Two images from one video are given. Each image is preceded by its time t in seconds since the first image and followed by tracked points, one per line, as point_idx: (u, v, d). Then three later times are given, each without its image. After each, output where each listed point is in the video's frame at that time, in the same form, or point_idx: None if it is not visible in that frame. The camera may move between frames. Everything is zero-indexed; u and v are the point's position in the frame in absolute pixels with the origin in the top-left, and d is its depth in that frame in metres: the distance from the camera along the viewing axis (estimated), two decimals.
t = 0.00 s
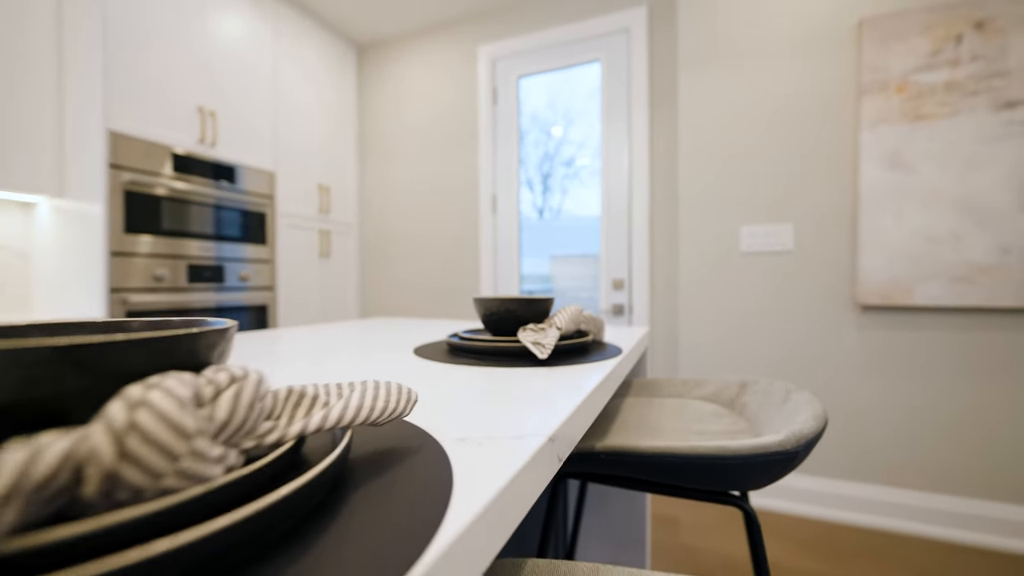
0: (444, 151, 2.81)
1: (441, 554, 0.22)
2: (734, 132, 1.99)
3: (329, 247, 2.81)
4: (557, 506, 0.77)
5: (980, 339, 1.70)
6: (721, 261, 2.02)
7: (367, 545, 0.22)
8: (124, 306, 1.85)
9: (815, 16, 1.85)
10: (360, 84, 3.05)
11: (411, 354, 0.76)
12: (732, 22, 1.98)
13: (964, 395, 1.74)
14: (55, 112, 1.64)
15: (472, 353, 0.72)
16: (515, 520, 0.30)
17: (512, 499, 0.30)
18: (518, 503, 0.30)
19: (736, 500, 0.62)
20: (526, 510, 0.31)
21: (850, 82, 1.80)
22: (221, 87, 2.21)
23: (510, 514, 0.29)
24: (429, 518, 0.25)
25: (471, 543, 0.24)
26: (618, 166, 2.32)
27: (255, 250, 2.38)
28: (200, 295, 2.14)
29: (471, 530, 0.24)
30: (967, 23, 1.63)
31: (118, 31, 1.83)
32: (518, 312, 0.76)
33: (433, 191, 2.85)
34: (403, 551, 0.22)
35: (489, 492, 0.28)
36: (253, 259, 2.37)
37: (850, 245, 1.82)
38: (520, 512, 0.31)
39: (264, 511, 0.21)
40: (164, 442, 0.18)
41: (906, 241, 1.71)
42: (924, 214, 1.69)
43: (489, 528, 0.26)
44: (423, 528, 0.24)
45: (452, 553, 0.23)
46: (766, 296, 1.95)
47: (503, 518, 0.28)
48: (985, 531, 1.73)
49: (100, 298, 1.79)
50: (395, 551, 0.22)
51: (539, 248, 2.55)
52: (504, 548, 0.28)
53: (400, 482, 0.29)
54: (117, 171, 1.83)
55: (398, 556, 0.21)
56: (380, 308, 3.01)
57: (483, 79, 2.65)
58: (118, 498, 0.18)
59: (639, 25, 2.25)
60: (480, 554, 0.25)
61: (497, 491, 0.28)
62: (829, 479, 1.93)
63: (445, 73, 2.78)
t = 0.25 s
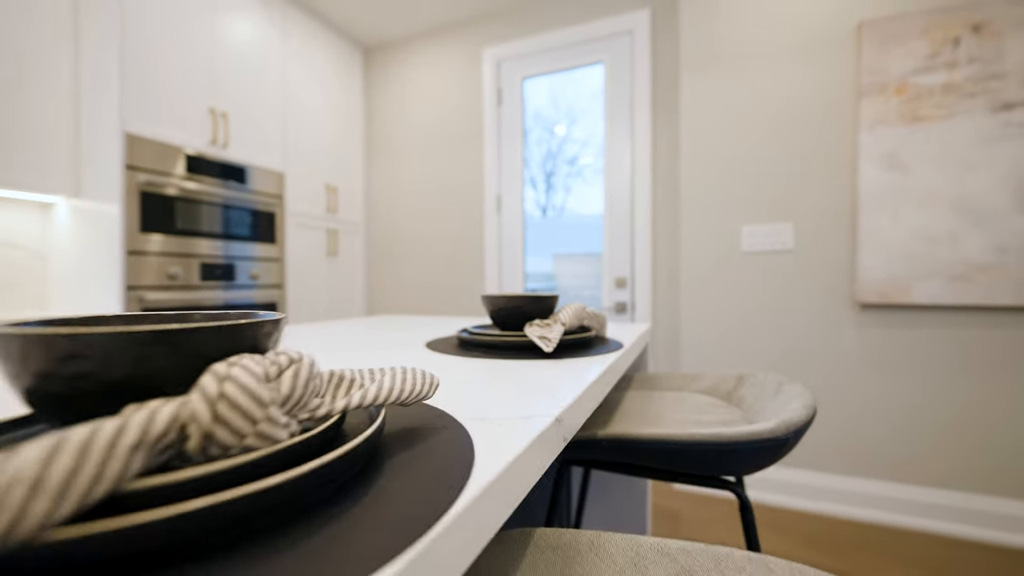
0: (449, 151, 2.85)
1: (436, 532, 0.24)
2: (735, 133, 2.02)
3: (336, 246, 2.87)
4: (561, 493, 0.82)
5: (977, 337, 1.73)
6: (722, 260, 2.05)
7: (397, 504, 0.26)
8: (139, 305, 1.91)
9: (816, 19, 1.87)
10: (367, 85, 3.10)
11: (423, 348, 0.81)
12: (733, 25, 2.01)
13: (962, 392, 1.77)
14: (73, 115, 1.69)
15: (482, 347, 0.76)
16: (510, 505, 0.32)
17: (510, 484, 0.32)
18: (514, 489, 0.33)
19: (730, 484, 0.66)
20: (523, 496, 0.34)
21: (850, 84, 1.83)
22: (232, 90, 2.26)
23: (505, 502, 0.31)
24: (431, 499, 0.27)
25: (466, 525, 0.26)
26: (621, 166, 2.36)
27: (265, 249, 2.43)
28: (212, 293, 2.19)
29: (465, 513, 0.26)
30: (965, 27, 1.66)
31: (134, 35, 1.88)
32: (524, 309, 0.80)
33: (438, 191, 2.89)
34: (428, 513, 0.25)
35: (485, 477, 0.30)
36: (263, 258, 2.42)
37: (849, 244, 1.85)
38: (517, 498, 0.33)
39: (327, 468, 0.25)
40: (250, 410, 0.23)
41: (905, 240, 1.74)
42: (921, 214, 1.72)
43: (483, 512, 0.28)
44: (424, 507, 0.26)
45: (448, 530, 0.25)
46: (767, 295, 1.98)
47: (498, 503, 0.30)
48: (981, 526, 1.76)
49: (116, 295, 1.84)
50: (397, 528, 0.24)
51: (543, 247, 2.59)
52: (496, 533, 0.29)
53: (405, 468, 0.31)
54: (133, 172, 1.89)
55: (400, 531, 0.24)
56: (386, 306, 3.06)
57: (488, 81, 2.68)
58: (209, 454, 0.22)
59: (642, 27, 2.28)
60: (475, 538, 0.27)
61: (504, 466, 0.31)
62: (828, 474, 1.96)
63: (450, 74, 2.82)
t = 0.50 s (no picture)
0: (455, 152, 2.90)
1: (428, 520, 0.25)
2: (736, 134, 2.06)
3: (346, 245, 2.93)
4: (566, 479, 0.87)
5: (974, 335, 1.77)
6: (724, 258, 2.09)
7: (431, 465, 0.31)
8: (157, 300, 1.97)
9: (816, 21, 1.91)
10: (374, 87, 3.15)
11: (436, 342, 0.86)
12: (735, 27, 2.04)
13: (959, 387, 1.81)
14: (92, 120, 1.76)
15: (492, 341, 0.82)
16: (500, 497, 0.33)
17: (501, 475, 0.33)
18: (504, 482, 0.33)
19: (724, 468, 0.72)
20: (513, 489, 0.35)
21: (849, 85, 1.86)
22: (244, 94, 2.32)
23: (496, 493, 0.32)
24: (425, 487, 0.28)
25: (457, 512, 0.27)
26: (624, 166, 2.40)
27: (277, 248, 2.49)
28: (227, 291, 2.26)
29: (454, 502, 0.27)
30: (963, 29, 1.69)
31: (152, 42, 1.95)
32: (532, 305, 0.86)
33: (445, 191, 2.94)
34: (455, 472, 0.30)
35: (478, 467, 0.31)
36: (275, 257, 2.48)
37: (848, 243, 1.88)
38: (506, 489, 0.34)
39: (378, 433, 0.30)
40: (316, 383, 0.28)
41: (903, 240, 1.77)
42: (920, 213, 1.75)
43: (473, 502, 0.29)
44: (417, 493, 0.27)
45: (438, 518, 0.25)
46: (767, 293, 2.02)
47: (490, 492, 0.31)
48: (978, 518, 1.80)
49: (137, 293, 1.91)
50: (390, 513, 0.25)
51: (547, 245, 2.64)
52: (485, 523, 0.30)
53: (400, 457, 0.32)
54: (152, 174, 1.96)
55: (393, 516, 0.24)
56: (394, 304, 3.12)
57: (494, 83, 2.73)
58: (286, 420, 0.28)
59: (644, 30, 2.32)
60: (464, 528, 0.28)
61: (517, 438, 0.37)
62: (827, 468, 2.00)
63: (457, 76, 2.87)
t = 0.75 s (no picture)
0: (461, 153, 2.95)
1: (412, 519, 0.24)
2: (737, 136, 2.09)
3: (353, 245, 2.98)
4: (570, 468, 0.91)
5: (972, 334, 1.80)
6: (725, 257, 2.13)
7: (456, 440, 0.35)
8: (172, 298, 2.02)
9: (816, 25, 1.94)
10: (381, 90, 3.20)
11: (447, 338, 0.91)
12: (736, 31, 2.08)
13: (957, 385, 1.84)
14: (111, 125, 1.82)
15: (500, 337, 0.86)
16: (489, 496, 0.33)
17: (493, 470, 0.34)
18: (493, 479, 0.33)
19: (719, 457, 0.76)
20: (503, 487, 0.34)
21: (848, 88, 1.90)
22: (255, 97, 2.38)
23: (485, 490, 0.32)
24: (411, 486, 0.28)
25: (444, 509, 0.27)
26: (627, 167, 2.44)
27: (287, 248, 2.55)
28: (239, 290, 2.31)
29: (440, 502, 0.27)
30: (960, 33, 1.72)
31: (167, 49, 2.01)
32: (538, 304, 0.90)
33: (450, 191, 2.99)
34: (474, 450, 0.34)
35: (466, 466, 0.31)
36: (285, 257, 2.54)
37: (847, 243, 1.92)
38: (495, 488, 0.34)
39: (411, 415, 0.34)
40: (358, 370, 0.33)
41: (901, 240, 1.80)
42: (918, 214, 1.78)
43: (460, 502, 0.29)
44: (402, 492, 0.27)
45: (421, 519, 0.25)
46: (767, 292, 2.06)
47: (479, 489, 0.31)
48: (974, 513, 1.84)
49: (154, 293, 1.98)
50: (373, 513, 0.25)
51: (551, 244, 2.68)
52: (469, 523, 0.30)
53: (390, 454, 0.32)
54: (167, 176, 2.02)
55: (377, 515, 0.24)
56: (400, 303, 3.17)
57: (498, 85, 2.77)
58: (333, 401, 0.32)
59: (647, 33, 2.36)
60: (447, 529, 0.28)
61: (528, 420, 0.41)
62: (826, 465, 2.04)
63: (462, 79, 2.92)
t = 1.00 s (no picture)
0: (467, 155, 3.00)
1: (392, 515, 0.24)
2: (739, 138, 2.13)
3: (362, 244, 3.04)
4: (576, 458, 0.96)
5: (970, 333, 1.83)
6: (726, 257, 2.17)
7: (479, 417, 0.41)
8: (189, 296, 2.08)
9: (817, 29, 1.97)
10: (389, 92, 3.26)
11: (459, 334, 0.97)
12: (738, 35, 2.12)
13: (955, 383, 1.87)
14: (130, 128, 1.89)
15: (509, 332, 0.92)
16: (475, 493, 0.32)
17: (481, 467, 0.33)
18: (480, 476, 0.33)
19: (716, 446, 0.81)
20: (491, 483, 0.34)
21: (848, 91, 1.93)
22: (268, 101, 2.44)
23: (472, 486, 0.31)
24: (396, 482, 0.27)
25: (427, 505, 0.27)
26: (630, 168, 2.49)
27: (298, 248, 2.61)
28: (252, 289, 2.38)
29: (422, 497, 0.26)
30: (958, 36, 1.75)
31: (184, 55, 2.07)
32: (544, 301, 0.96)
33: (457, 192, 3.04)
34: (495, 424, 0.39)
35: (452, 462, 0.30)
36: (296, 256, 2.60)
37: (846, 243, 1.95)
38: (482, 484, 0.33)
39: (440, 394, 0.39)
40: (395, 356, 0.38)
41: (899, 240, 1.83)
42: (916, 214, 1.81)
43: (442, 500, 0.28)
44: (385, 490, 0.26)
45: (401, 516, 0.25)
46: (768, 291, 2.10)
47: (465, 487, 0.31)
48: (973, 509, 1.86)
49: (171, 291, 2.04)
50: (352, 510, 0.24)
51: (555, 244, 2.73)
52: (453, 522, 0.29)
53: (377, 451, 0.32)
54: (186, 179, 2.08)
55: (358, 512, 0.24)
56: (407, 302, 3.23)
57: (504, 87, 2.82)
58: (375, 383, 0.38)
59: (650, 36, 2.40)
60: (430, 525, 0.27)
61: (540, 403, 0.47)
62: (827, 460, 2.06)
63: (468, 81, 2.97)
